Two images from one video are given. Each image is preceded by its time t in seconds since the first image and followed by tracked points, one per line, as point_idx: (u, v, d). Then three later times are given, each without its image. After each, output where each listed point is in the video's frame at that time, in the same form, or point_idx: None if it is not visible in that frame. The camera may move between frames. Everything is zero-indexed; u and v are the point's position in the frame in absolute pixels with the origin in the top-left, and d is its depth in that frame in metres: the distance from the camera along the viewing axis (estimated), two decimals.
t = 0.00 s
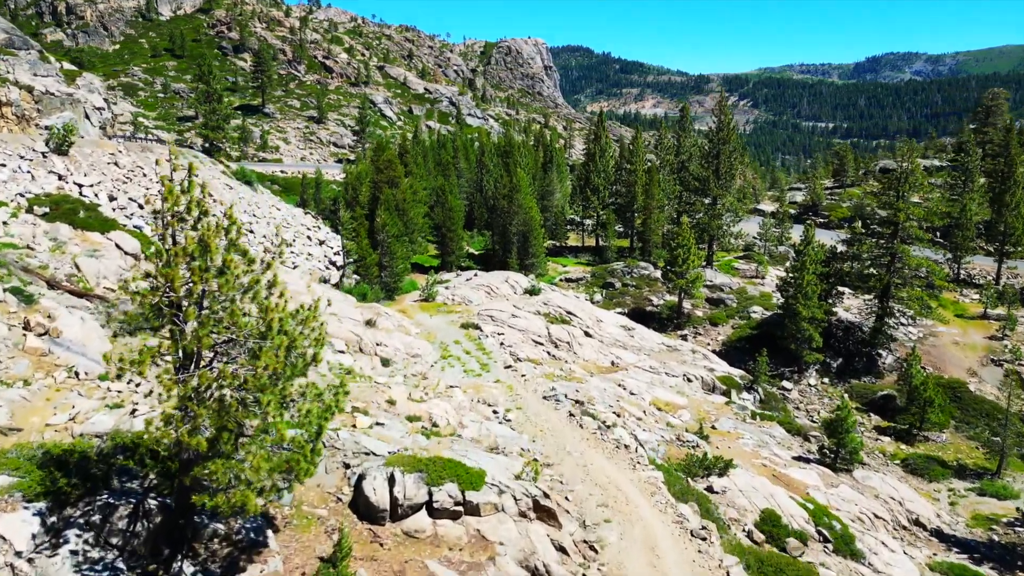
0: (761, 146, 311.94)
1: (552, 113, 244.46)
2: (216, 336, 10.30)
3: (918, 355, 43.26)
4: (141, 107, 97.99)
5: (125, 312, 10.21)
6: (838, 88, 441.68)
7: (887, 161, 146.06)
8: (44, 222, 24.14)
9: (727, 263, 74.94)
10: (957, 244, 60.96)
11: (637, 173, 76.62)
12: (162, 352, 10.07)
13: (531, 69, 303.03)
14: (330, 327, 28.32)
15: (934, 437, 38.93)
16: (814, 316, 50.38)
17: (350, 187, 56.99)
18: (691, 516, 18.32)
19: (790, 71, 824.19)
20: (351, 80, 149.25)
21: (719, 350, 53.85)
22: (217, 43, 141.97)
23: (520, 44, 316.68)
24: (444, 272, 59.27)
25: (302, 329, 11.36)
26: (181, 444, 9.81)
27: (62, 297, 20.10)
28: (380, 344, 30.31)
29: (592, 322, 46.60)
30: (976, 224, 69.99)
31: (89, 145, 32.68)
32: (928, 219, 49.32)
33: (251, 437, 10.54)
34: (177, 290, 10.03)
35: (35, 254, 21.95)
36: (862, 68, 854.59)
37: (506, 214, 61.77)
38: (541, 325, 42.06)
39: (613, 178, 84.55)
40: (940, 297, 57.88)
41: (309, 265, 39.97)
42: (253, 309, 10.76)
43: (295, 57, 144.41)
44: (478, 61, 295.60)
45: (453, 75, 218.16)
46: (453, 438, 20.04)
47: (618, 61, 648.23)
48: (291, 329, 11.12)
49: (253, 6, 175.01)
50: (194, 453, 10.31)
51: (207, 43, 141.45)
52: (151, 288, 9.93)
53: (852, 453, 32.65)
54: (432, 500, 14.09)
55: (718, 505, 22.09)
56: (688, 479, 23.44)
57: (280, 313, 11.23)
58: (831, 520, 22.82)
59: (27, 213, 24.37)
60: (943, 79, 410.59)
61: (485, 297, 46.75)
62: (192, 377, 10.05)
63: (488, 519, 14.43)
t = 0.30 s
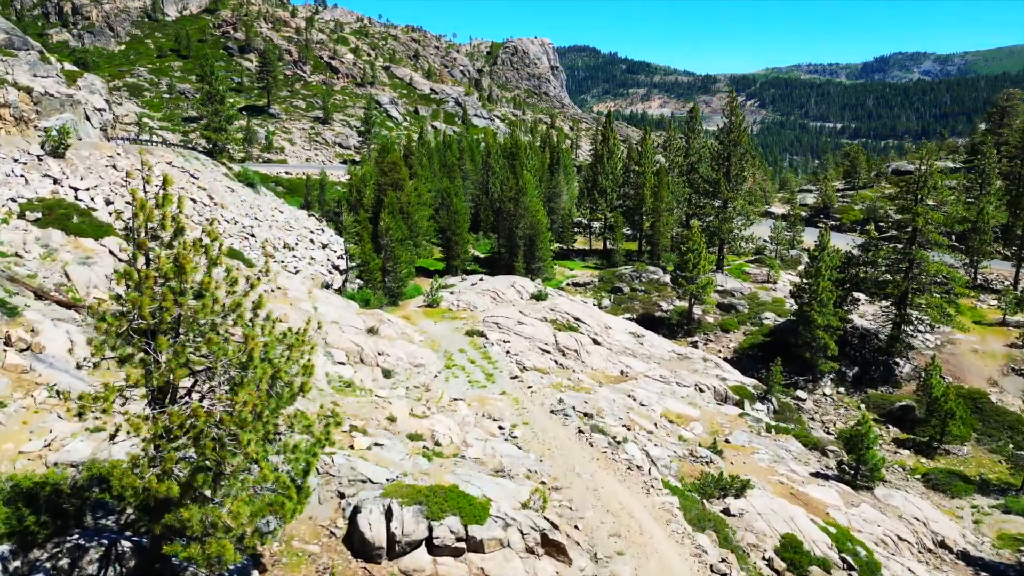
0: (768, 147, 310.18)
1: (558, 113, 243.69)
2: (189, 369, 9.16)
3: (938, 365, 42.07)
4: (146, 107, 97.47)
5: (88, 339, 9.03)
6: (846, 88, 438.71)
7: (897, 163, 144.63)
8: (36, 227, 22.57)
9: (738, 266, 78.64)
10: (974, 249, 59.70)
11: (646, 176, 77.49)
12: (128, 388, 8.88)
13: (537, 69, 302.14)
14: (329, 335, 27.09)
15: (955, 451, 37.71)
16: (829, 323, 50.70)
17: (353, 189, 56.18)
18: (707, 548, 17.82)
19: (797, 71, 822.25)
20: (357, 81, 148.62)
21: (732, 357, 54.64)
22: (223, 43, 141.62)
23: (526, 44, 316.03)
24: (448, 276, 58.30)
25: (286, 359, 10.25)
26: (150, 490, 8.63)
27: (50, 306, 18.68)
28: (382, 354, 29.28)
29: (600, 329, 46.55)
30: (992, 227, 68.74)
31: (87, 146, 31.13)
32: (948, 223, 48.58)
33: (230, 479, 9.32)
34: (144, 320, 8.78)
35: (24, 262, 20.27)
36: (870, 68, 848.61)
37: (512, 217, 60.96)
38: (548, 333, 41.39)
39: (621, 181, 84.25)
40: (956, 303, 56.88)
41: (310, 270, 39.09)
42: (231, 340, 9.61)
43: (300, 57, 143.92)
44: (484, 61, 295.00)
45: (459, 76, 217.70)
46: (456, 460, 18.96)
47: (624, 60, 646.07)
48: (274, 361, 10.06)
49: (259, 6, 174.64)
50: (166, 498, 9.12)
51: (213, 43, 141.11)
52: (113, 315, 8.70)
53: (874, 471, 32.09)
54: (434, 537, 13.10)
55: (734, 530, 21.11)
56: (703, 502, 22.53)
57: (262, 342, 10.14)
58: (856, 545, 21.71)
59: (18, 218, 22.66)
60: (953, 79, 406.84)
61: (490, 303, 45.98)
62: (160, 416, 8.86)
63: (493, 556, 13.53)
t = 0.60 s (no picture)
0: (784, 148, 306.18)
1: (572, 113, 242.35)
2: (167, 408, 8.14)
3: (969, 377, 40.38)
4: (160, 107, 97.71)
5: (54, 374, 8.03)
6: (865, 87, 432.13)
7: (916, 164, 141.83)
8: (37, 233, 21.66)
9: (756, 271, 78.45)
10: (1003, 254, 57.68)
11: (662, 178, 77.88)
12: (98, 431, 7.85)
13: (551, 69, 300.87)
14: (336, 345, 26.04)
15: (987, 467, 36.05)
16: (855, 332, 48.79)
17: (366, 191, 55.67)
18: None
19: (809, 71, 817.11)
20: (370, 81, 148.39)
21: (752, 365, 53.95)
22: (238, 44, 142.12)
23: (539, 44, 314.85)
24: (461, 280, 57.42)
25: (277, 394, 9.23)
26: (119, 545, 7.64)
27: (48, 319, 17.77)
28: (391, 364, 28.31)
29: (616, 336, 45.75)
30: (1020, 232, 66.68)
31: (94, 149, 30.38)
32: (980, 229, 46.85)
33: (213, 529, 8.39)
34: (115, 354, 7.74)
35: (23, 270, 19.34)
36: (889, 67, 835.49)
37: (526, 220, 60.08)
38: (563, 341, 40.52)
39: (637, 183, 83.37)
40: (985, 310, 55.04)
41: (319, 274, 38.07)
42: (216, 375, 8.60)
43: (314, 57, 144.05)
44: (498, 61, 294.27)
45: (473, 76, 217.20)
46: (466, 485, 17.90)
47: (635, 59, 645.70)
48: (263, 397, 9.06)
49: (274, 7, 175.26)
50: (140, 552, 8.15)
51: (227, 44, 141.64)
52: (80, 349, 7.69)
53: (906, 490, 30.67)
54: None
55: (762, 559, 19.94)
56: (727, 527, 21.38)
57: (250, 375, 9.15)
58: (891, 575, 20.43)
59: (20, 224, 21.71)
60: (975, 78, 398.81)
61: (503, 308, 45.08)
62: (133, 463, 7.81)
63: None
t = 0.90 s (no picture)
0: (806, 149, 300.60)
1: (590, 113, 240.56)
2: (143, 455, 7.28)
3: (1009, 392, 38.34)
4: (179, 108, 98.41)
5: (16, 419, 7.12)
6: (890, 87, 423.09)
7: (945, 167, 137.91)
8: (44, 239, 21.05)
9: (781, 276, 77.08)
10: None
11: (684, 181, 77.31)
12: (63, 483, 6.98)
13: (569, 69, 299.03)
14: (348, 356, 25.16)
15: None
16: (886, 342, 46.82)
17: (383, 193, 55.22)
18: None
19: (832, 71, 803.74)
20: (388, 82, 148.36)
21: (777, 376, 52.15)
22: (257, 45, 142.94)
23: (558, 44, 313.04)
24: (477, 284, 56.48)
25: (268, 435, 8.36)
26: None
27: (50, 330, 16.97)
28: (405, 374, 27.37)
29: (636, 345, 44.59)
30: None
31: (108, 153, 29.97)
32: (1020, 236, 44.66)
33: None
34: (83, 396, 6.90)
35: (27, 279, 18.65)
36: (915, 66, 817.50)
37: (544, 224, 59.15)
38: (581, 350, 39.41)
39: (658, 185, 81.98)
40: None
41: (334, 279, 37.31)
42: (199, 417, 7.72)
43: (332, 58, 144.37)
44: (516, 61, 293.12)
45: (491, 77, 216.62)
46: (480, 513, 16.91)
47: (654, 59, 640.36)
48: (252, 441, 8.21)
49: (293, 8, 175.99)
50: None
51: (247, 45, 142.62)
52: (42, 392, 6.81)
53: (946, 514, 28.68)
54: None
55: None
56: (757, 558, 20.02)
57: (239, 414, 8.29)
58: None
59: (26, 229, 21.06)
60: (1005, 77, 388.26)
61: (520, 314, 44.12)
62: (102, 520, 6.95)
63: None
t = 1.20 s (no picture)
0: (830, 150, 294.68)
1: (610, 114, 238.32)
2: (110, 517, 6.30)
3: None
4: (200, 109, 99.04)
5: None
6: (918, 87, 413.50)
7: (975, 169, 134.03)
8: (51, 245, 20.45)
9: (807, 282, 75.14)
10: None
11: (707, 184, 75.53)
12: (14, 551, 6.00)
13: (589, 69, 296.77)
14: (360, 367, 24.14)
15: None
16: (920, 354, 44.70)
17: (400, 195, 54.61)
18: None
19: (856, 70, 788.41)
20: (407, 82, 148.13)
21: (805, 387, 50.13)
22: (277, 46, 143.73)
23: (578, 44, 310.87)
24: (495, 289, 55.44)
25: (257, 488, 7.46)
26: None
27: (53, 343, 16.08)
28: (419, 386, 26.36)
29: (658, 354, 43.24)
30: None
31: (122, 155, 29.50)
32: None
33: None
34: (40, 452, 6.00)
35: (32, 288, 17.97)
36: (944, 65, 797.87)
37: (563, 228, 58.01)
38: (602, 359, 38.14)
39: (680, 188, 80.41)
40: None
41: (349, 284, 36.48)
42: (178, 468, 6.80)
43: (352, 59, 144.53)
44: (535, 62, 291.63)
45: (510, 77, 215.73)
46: (496, 544, 15.85)
47: (674, 59, 633.44)
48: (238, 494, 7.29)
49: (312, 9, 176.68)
50: None
51: (267, 46, 143.53)
52: None
53: (990, 541, 27.29)
54: None
55: None
56: None
57: (224, 464, 7.38)
58: None
59: (34, 235, 20.52)
60: None
61: (539, 321, 43.19)
62: None
63: None
